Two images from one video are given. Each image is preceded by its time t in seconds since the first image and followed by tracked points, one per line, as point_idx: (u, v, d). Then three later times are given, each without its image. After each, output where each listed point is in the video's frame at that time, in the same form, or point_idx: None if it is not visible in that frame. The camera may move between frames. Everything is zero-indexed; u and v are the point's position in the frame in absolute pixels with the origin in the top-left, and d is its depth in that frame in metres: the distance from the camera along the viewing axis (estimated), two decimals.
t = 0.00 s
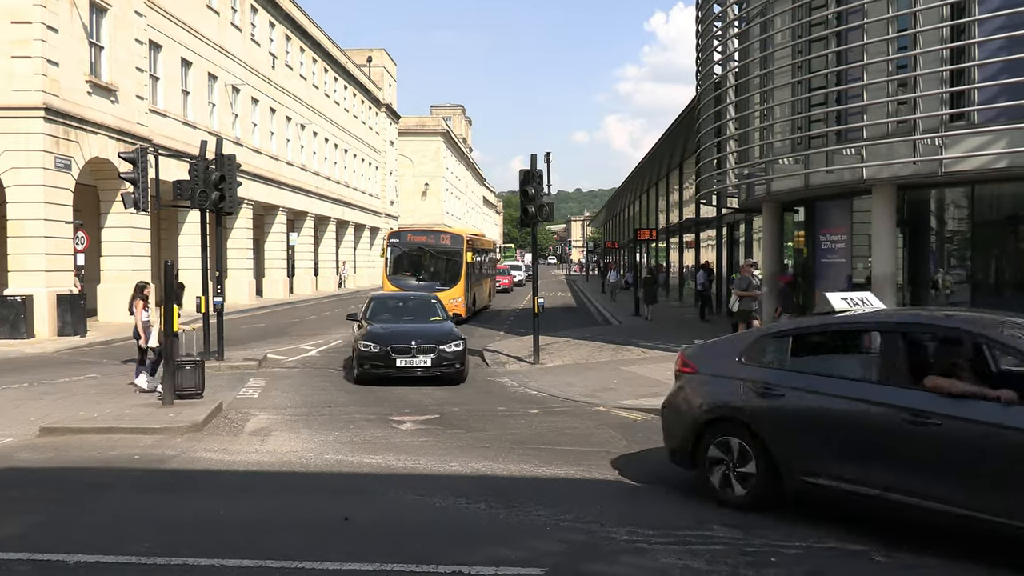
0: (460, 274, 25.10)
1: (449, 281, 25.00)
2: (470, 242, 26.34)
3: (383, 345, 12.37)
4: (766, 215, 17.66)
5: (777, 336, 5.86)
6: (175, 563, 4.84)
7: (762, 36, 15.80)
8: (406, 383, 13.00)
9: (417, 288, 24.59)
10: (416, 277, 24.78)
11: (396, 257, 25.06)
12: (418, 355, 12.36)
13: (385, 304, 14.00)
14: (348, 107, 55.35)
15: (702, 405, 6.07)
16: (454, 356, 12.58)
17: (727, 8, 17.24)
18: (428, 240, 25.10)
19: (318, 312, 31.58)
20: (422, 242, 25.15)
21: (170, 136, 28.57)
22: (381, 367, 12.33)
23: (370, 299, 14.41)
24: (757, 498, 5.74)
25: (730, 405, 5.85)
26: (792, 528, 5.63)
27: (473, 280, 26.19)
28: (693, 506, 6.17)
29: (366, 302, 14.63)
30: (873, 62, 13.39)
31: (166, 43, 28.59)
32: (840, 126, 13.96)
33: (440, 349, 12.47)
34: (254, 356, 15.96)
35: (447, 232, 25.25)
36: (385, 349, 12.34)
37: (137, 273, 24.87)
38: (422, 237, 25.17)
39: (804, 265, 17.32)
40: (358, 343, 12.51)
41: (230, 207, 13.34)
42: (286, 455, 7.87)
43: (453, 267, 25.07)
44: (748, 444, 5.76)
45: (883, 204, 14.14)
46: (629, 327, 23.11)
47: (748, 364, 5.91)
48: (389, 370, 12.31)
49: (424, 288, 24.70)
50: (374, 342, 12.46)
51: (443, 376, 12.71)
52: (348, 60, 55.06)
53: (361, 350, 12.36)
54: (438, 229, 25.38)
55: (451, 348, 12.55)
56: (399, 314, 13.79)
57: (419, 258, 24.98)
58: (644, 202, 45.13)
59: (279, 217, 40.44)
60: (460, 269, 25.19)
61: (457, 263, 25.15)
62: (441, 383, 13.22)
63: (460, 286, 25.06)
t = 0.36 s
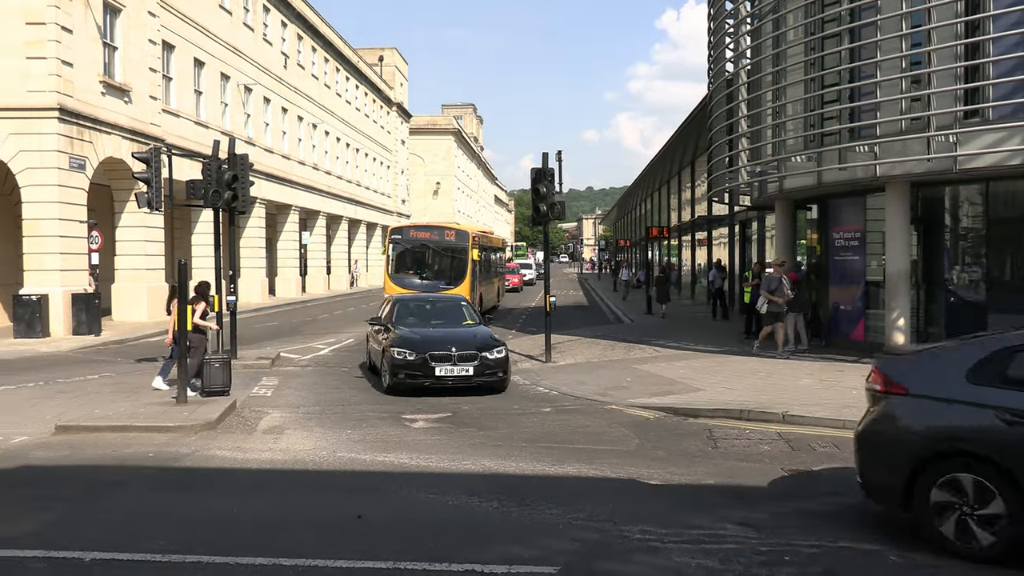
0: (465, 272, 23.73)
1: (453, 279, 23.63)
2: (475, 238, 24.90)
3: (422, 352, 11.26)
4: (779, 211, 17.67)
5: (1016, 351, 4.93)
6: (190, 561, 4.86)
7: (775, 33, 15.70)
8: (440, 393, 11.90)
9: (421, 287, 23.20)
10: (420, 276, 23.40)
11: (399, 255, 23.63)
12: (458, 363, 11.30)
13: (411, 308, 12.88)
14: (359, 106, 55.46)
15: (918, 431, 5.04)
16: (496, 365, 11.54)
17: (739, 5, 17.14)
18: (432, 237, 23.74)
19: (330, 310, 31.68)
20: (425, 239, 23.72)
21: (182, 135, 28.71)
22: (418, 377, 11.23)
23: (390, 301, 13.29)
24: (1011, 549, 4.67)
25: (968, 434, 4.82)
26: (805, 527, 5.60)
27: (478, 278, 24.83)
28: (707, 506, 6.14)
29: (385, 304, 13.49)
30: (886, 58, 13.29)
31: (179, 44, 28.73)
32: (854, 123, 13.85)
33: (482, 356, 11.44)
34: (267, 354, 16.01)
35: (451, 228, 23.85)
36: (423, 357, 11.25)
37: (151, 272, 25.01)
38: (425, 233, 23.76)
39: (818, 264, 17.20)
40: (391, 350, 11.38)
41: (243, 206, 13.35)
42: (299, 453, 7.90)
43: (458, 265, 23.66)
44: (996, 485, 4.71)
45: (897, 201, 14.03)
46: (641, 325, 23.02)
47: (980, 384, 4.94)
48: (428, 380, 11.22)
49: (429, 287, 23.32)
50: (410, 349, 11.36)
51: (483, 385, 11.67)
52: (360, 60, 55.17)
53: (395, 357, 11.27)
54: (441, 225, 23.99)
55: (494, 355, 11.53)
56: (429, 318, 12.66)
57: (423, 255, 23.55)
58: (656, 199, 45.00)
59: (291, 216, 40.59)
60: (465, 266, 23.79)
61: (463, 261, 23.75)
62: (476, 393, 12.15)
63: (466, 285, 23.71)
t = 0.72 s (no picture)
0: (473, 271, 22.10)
1: (459, 279, 21.98)
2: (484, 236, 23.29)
3: (476, 360, 10.13)
4: (794, 211, 17.43)
5: None
6: (206, 557, 4.88)
7: (790, 31, 15.58)
8: (489, 404, 10.78)
9: (425, 287, 21.53)
10: (425, 275, 21.73)
11: (403, 252, 22.01)
12: (517, 370, 10.23)
13: (449, 308, 11.69)
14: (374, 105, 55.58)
15: None
16: (555, 372, 10.46)
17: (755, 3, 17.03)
18: (437, 234, 22.14)
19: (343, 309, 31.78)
20: (430, 236, 22.13)
21: (198, 134, 28.87)
22: (472, 386, 10.10)
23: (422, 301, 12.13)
24: None
25: None
26: (822, 529, 5.55)
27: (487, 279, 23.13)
28: (721, 506, 6.10)
29: (415, 305, 12.32)
30: (903, 56, 13.16)
31: (195, 43, 28.89)
32: (870, 122, 13.73)
33: (542, 361, 10.37)
34: (282, 352, 16.06)
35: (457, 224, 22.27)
36: (478, 364, 10.12)
37: (167, 270, 25.17)
38: (429, 230, 22.14)
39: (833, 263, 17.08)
40: (439, 357, 10.24)
41: (258, 205, 13.39)
42: (313, 451, 7.92)
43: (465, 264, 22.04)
44: None
45: (914, 199, 13.91)
46: (655, 324, 22.88)
47: None
48: (484, 390, 10.09)
49: (433, 287, 21.65)
50: (462, 356, 10.22)
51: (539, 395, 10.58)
52: (374, 58, 55.28)
53: (447, 365, 10.13)
54: (447, 221, 22.40)
55: (554, 360, 10.46)
56: (471, 321, 11.48)
57: (428, 253, 21.97)
58: (671, 198, 44.80)
59: (306, 215, 40.75)
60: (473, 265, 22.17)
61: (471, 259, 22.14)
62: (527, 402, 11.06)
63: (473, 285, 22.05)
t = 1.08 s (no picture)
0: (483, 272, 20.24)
1: (468, 281, 20.18)
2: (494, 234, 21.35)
3: (552, 372, 9.05)
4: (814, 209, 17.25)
5: None
6: (225, 553, 4.90)
7: (810, 28, 15.44)
8: (557, 418, 9.70)
9: (431, 289, 19.84)
10: (430, 276, 19.99)
11: (407, 253, 20.32)
12: (595, 383, 9.15)
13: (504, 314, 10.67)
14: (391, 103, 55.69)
15: None
16: (635, 384, 9.36)
17: None
18: (443, 232, 20.40)
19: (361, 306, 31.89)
20: (437, 234, 20.34)
21: (217, 133, 29.06)
22: (548, 402, 9.03)
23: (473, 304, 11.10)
24: None
25: None
26: (842, 529, 5.49)
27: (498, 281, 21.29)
28: (739, 505, 6.06)
29: (462, 308, 11.25)
30: (924, 53, 13.01)
31: (214, 42, 29.06)
32: (890, 118, 13.59)
33: (622, 372, 9.28)
34: (300, 350, 16.13)
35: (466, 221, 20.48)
36: (552, 376, 9.04)
37: (187, 267, 25.35)
38: (435, 228, 20.46)
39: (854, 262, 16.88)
40: (508, 368, 9.19)
41: (276, 203, 13.44)
42: (331, 448, 7.94)
43: (474, 263, 20.24)
44: None
45: (935, 196, 13.73)
46: (673, 323, 22.76)
47: None
48: (561, 405, 9.02)
49: (440, 289, 19.89)
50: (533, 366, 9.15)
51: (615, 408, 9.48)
52: (391, 57, 55.41)
53: (517, 377, 9.07)
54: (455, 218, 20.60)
55: (633, 371, 9.37)
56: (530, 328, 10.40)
57: (435, 253, 20.22)
58: (688, 196, 44.62)
59: (324, 213, 40.92)
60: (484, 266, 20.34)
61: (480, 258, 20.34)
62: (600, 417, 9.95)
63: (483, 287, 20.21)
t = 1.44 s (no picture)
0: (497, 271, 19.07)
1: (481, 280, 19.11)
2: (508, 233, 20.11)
3: (656, 380, 7.99)
4: (835, 205, 17.02)
5: None
6: (246, 549, 4.92)
7: (831, 21, 15.24)
8: (648, 432, 8.64)
9: (441, 289, 18.80)
10: (440, 275, 18.92)
11: (416, 251, 19.26)
12: (703, 392, 8.13)
13: (577, 313, 9.55)
14: (410, 101, 55.80)
15: None
16: (740, 392, 8.39)
17: None
18: (455, 229, 19.32)
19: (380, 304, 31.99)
20: (448, 232, 19.29)
21: (237, 132, 29.26)
22: (652, 412, 7.97)
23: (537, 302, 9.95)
24: None
25: None
26: (866, 527, 5.43)
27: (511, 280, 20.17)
28: (761, 502, 6.01)
29: (523, 309, 10.10)
30: (948, 45, 12.81)
31: (234, 42, 29.24)
32: (914, 112, 13.41)
33: (728, 378, 8.30)
34: (320, 347, 16.20)
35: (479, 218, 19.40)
36: (658, 385, 7.98)
37: (208, 265, 25.54)
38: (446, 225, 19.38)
39: (877, 257, 16.72)
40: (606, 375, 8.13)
41: (296, 200, 13.51)
42: (352, 445, 7.96)
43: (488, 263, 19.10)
44: None
45: (960, 190, 13.52)
46: (693, 319, 22.63)
47: None
48: (667, 416, 7.97)
49: (450, 289, 18.82)
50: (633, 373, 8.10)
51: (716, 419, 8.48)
52: (409, 54, 55.49)
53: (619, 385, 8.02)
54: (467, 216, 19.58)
55: (737, 377, 8.40)
56: (609, 330, 9.30)
57: (446, 251, 19.17)
58: (708, 192, 44.39)
59: (343, 211, 41.08)
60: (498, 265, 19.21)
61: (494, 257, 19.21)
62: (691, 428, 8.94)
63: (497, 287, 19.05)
